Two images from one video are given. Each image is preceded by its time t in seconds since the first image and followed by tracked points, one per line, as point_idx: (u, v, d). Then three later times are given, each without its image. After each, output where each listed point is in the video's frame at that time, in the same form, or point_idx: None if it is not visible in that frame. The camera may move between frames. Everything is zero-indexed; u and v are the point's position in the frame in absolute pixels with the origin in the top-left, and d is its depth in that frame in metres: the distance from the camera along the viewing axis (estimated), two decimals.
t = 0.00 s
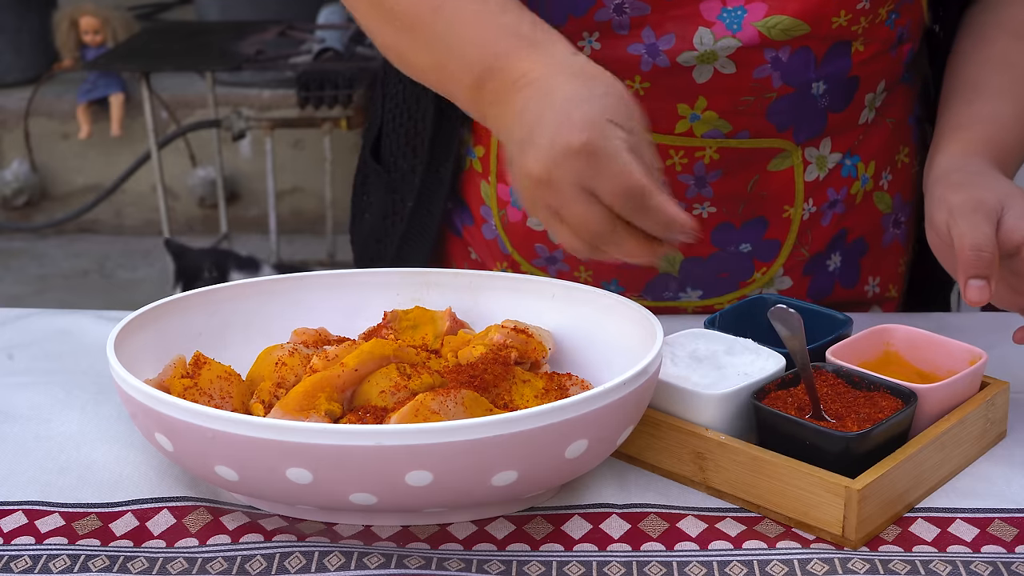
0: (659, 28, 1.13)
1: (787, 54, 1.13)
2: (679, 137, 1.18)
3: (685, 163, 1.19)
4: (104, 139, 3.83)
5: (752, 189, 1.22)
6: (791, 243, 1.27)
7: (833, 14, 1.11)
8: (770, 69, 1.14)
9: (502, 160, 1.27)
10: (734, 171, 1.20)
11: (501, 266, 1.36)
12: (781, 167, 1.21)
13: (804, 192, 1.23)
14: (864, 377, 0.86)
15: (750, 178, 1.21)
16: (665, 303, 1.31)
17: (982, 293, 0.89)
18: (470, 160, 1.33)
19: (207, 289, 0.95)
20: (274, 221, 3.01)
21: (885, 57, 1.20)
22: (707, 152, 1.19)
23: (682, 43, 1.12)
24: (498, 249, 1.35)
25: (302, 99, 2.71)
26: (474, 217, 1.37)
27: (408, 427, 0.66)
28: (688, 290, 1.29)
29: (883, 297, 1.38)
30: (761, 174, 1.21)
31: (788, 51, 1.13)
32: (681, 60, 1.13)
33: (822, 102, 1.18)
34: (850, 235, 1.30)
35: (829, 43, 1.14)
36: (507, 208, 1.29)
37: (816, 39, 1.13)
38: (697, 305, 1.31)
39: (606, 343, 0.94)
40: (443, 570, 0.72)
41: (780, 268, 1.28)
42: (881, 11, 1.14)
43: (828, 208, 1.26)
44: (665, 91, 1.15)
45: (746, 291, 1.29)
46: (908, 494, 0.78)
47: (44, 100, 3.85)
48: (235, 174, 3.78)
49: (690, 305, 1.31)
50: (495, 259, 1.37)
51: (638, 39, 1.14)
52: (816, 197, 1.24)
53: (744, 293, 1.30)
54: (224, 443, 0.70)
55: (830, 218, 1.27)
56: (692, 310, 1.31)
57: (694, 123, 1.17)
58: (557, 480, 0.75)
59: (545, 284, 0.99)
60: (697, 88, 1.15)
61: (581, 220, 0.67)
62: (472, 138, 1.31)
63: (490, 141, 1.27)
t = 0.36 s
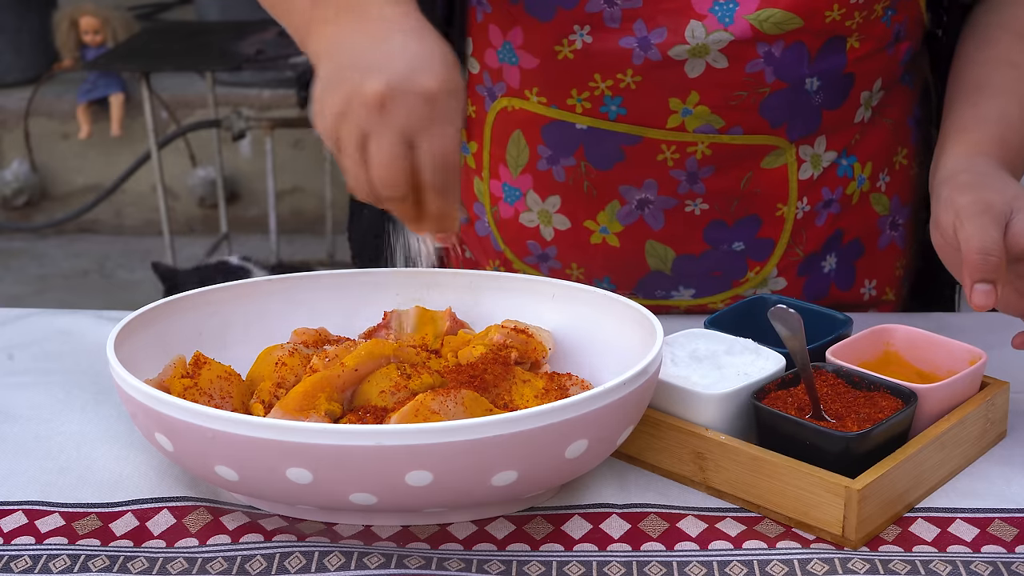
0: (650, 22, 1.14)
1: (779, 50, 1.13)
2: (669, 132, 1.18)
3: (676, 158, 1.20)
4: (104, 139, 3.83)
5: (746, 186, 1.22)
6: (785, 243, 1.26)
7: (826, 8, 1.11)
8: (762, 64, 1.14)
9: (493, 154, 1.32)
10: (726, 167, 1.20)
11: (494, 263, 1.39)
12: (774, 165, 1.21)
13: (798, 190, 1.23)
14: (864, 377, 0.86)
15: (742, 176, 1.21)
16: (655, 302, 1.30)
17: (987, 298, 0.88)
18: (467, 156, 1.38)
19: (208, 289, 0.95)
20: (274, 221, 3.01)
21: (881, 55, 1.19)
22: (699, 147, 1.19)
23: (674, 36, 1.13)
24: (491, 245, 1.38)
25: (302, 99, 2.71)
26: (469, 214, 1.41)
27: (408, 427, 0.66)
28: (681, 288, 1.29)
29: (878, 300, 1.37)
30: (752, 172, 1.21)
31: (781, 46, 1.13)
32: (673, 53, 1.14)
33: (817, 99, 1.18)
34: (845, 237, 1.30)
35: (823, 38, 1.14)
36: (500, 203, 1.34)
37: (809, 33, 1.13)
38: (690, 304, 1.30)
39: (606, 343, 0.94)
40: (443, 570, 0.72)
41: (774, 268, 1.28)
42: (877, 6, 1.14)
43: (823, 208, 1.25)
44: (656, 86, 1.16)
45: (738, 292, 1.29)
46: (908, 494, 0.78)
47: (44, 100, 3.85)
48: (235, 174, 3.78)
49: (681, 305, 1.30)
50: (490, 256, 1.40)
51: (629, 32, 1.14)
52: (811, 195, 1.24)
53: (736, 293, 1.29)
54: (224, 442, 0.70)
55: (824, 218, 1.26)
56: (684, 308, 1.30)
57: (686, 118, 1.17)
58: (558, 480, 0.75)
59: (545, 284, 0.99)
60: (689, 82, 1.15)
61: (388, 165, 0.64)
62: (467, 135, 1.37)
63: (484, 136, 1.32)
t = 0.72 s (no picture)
0: (639, 22, 1.13)
1: (770, 49, 1.13)
2: (661, 132, 1.18)
3: (669, 158, 1.20)
4: (104, 139, 3.83)
5: (739, 186, 1.22)
6: (779, 242, 1.27)
7: (815, 6, 1.11)
8: (753, 64, 1.13)
9: (488, 156, 1.30)
10: (720, 167, 1.21)
11: (489, 265, 1.38)
12: (768, 164, 1.21)
13: (791, 189, 1.23)
14: (864, 377, 0.86)
15: (735, 176, 1.21)
16: (653, 302, 1.31)
17: (972, 303, 0.90)
18: (459, 157, 1.37)
19: (208, 289, 0.95)
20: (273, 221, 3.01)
21: (874, 52, 1.19)
22: (691, 147, 1.19)
23: (663, 36, 1.12)
24: (485, 247, 1.37)
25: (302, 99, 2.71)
26: (463, 216, 1.40)
27: (408, 427, 0.66)
28: (676, 288, 1.29)
29: (875, 300, 1.37)
30: (745, 172, 1.21)
31: (771, 44, 1.13)
32: (663, 53, 1.13)
33: (809, 97, 1.18)
34: (840, 237, 1.30)
35: (814, 36, 1.14)
36: (494, 205, 1.32)
37: (799, 32, 1.13)
38: (685, 304, 1.31)
39: (605, 343, 0.94)
40: (443, 570, 0.72)
41: (768, 268, 1.29)
42: (867, 3, 1.13)
43: (817, 208, 1.26)
44: (649, 86, 1.16)
45: (732, 293, 1.29)
46: (908, 494, 0.78)
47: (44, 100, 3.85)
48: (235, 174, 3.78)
49: (677, 304, 1.31)
50: (484, 257, 1.39)
51: (619, 33, 1.14)
52: (804, 195, 1.25)
53: (731, 295, 1.30)
54: (224, 442, 0.70)
55: (819, 218, 1.27)
56: (678, 308, 1.32)
57: (678, 118, 1.17)
58: (558, 480, 0.75)
59: (545, 284, 0.99)
60: (680, 82, 1.15)
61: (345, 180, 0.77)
62: (459, 135, 1.35)
63: (477, 138, 1.31)
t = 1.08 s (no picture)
0: (636, 22, 1.13)
1: (767, 49, 1.13)
2: (658, 133, 1.18)
3: (665, 159, 1.20)
4: (104, 139, 3.83)
5: (735, 187, 1.22)
6: (776, 243, 1.27)
7: (812, 7, 1.11)
8: (749, 64, 1.13)
9: (483, 157, 1.30)
10: (716, 168, 1.21)
11: (484, 267, 1.38)
12: (764, 165, 1.21)
13: (788, 191, 1.23)
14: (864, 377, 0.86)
15: (732, 176, 1.21)
16: (649, 303, 1.31)
17: (974, 322, 0.91)
18: (455, 159, 1.37)
19: (207, 289, 0.95)
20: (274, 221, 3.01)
21: (870, 53, 1.19)
22: (688, 148, 1.19)
23: (660, 36, 1.12)
24: (480, 248, 1.37)
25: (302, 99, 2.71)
26: (459, 217, 1.40)
27: (408, 427, 0.66)
28: (672, 290, 1.30)
29: (872, 301, 1.37)
30: (741, 172, 1.21)
31: (767, 45, 1.13)
32: (659, 54, 1.13)
33: (805, 99, 1.17)
34: (836, 238, 1.30)
35: (811, 37, 1.14)
36: (490, 206, 1.32)
37: (796, 33, 1.12)
38: (682, 305, 1.31)
39: (605, 343, 0.94)
40: (443, 570, 0.72)
41: (765, 269, 1.29)
42: (864, 4, 1.14)
43: (813, 209, 1.26)
44: (645, 87, 1.16)
45: (728, 294, 1.29)
46: (908, 494, 0.78)
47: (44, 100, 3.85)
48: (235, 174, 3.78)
49: (674, 305, 1.31)
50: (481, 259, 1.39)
51: (615, 33, 1.14)
52: (801, 195, 1.25)
53: (728, 295, 1.30)
54: (224, 442, 0.70)
55: (815, 219, 1.27)
56: (676, 309, 1.31)
57: (673, 119, 1.17)
58: (558, 480, 0.75)
59: (545, 284, 0.99)
60: (676, 83, 1.15)
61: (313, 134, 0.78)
62: (455, 136, 1.35)
63: (473, 139, 1.31)
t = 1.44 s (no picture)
0: (654, 24, 1.14)
1: (784, 51, 1.14)
2: (674, 135, 1.19)
3: (682, 160, 1.20)
4: (104, 139, 3.83)
5: (750, 188, 1.22)
6: (789, 244, 1.27)
7: (829, 7, 1.12)
8: (766, 65, 1.14)
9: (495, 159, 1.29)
10: (733, 169, 1.21)
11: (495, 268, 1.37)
12: (779, 166, 1.22)
13: (802, 191, 1.24)
14: (864, 377, 0.86)
15: (747, 178, 1.22)
16: (661, 305, 1.31)
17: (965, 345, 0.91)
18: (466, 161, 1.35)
19: (207, 289, 0.95)
20: (273, 222, 3.01)
21: (884, 55, 1.20)
22: (704, 150, 1.19)
23: (678, 37, 1.13)
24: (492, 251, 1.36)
25: (302, 99, 2.71)
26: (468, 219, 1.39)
27: (408, 427, 0.66)
28: (685, 291, 1.29)
29: (878, 300, 1.37)
30: (756, 173, 1.22)
31: (785, 46, 1.14)
32: (677, 55, 1.14)
33: (820, 99, 1.18)
34: (847, 238, 1.30)
35: (827, 38, 1.15)
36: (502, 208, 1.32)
37: (813, 34, 1.13)
38: (695, 306, 1.30)
39: (604, 343, 0.94)
40: (442, 570, 0.72)
41: (778, 269, 1.28)
42: (879, 5, 1.14)
43: (826, 209, 1.26)
44: (661, 88, 1.16)
45: (740, 295, 1.30)
46: (908, 494, 0.78)
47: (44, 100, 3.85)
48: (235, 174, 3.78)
49: (685, 307, 1.30)
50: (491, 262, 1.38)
51: (633, 35, 1.15)
52: (814, 196, 1.25)
53: (740, 295, 1.30)
54: (224, 442, 0.70)
55: (827, 219, 1.27)
56: (688, 310, 1.30)
57: (689, 120, 1.18)
58: (558, 480, 0.75)
59: (544, 284, 0.99)
60: (694, 85, 1.16)
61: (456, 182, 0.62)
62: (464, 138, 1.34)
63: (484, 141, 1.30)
